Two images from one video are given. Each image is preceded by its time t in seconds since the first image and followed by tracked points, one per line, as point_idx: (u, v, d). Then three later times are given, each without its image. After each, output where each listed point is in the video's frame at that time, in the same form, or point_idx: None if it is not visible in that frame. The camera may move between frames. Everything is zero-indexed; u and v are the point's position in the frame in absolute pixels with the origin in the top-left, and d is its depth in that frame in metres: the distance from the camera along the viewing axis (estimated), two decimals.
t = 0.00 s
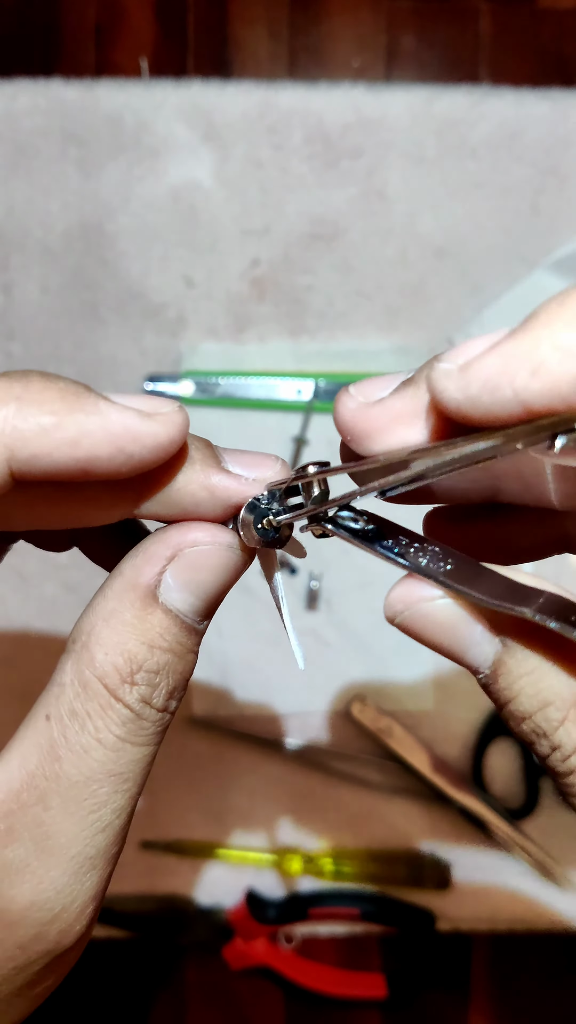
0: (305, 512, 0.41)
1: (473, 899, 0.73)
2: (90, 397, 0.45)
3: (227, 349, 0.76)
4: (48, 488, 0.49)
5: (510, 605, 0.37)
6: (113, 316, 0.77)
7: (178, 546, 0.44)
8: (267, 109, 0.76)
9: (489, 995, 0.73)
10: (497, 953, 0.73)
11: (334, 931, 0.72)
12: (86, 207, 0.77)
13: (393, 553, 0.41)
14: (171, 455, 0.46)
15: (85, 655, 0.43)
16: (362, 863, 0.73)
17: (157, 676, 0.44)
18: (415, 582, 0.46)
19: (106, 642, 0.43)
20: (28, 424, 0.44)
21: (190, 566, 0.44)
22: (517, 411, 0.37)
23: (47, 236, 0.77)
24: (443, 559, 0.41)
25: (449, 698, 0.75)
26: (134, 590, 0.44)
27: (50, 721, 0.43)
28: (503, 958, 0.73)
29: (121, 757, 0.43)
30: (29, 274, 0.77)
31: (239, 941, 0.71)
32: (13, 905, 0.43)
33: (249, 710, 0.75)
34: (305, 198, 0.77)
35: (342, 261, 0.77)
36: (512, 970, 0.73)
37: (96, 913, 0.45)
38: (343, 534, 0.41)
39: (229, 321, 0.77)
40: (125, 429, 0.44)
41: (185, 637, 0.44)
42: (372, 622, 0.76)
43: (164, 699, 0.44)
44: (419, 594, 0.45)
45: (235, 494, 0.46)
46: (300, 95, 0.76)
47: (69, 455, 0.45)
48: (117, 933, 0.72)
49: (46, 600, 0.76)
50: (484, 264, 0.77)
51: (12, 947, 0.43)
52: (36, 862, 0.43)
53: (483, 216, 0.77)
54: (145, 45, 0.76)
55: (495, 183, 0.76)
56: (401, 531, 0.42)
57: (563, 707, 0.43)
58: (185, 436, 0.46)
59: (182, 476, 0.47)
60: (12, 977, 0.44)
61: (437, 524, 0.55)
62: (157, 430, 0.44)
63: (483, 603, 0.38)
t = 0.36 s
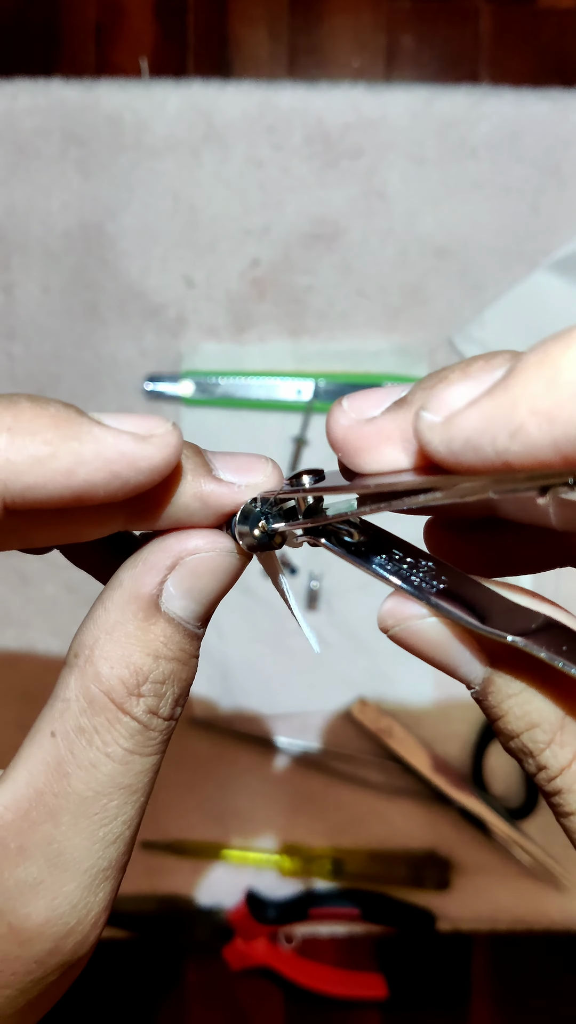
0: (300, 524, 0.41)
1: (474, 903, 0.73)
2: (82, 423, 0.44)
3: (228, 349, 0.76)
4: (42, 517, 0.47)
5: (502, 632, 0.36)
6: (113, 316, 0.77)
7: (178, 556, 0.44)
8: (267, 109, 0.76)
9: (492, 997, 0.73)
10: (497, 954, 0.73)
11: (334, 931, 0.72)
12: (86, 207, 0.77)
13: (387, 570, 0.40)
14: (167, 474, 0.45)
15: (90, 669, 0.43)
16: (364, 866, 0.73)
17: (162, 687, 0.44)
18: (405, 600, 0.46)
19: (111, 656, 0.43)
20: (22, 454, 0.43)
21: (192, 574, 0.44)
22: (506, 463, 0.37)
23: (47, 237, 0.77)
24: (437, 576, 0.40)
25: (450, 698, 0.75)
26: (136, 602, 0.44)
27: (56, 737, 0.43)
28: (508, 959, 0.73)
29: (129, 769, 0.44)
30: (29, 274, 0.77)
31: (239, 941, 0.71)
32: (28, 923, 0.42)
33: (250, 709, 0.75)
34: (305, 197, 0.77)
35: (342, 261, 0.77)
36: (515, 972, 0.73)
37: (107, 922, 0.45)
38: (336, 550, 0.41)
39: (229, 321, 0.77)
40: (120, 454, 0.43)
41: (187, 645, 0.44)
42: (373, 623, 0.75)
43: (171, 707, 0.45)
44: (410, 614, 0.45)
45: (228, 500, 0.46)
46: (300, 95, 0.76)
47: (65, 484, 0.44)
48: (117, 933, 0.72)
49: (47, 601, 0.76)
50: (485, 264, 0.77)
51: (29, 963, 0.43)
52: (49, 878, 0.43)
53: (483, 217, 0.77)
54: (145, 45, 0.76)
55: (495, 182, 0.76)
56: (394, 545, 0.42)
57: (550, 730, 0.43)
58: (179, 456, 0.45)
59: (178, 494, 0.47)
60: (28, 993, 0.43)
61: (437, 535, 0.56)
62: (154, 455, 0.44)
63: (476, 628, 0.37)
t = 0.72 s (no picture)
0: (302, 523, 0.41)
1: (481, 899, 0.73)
2: (91, 444, 0.44)
3: (227, 349, 0.76)
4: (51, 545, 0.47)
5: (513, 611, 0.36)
6: (113, 316, 0.77)
7: (185, 561, 0.44)
8: (267, 109, 0.76)
9: (489, 997, 0.73)
10: (497, 954, 0.73)
11: (333, 931, 0.72)
12: (86, 207, 0.77)
13: (392, 562, 0.40)
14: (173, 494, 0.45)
15: (99, 677, 0.43)
16: (365, 867, 0.73)
17: (170, 692, 0.44)
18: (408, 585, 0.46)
19: (120, 663, 0.43)
20: (30, 477, 0.43)
21: (198, 580, 0.44)
22: (508, 464, 0.37)
23: (47, 237, 0.77)
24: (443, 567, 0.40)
25: (450, 698, 0.75)
26: (143, 608, 0.44)
27: (67, 746, 0.43)
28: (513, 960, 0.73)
29: (141, 773, 0.44)
30: (29, 274, 0.77)
31: (239, 941, 0.71)
32: (46, 931, 0.42)
33: (249, 710, 0.75)
34: (305, 197, 0.77)
35: (342, 261, 0.77)
36: (516, 971, 0.73)
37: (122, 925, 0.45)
38: (342, 548, 0.41)
39: (229, 321, 0.77)
40: (129, 475, 0.43)
41: (193, 649, 0.45)
42: (372, 623, 0.75)
43: (179, 711, 0.45)
44: (412, 599, 0.46)
45: (232, 505, 0.45)
46: (300, 95, 0.76)
47: (76, 508, 0.43)
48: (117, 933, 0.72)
49: (46, 601, 0.76)
50: (485, 264, 0.77)
51: (48, 971, 0.43)
52: (65, 886, 0.43)
53: (484, 217, 0.77)
54: (145, 45, 0.76)
55: (495, 182, 0.76)
56: (399, 539, 0.42)
57: (556, 714, 0.42)
58: (187, 475, 0.45)
59: (186, 515, 0.45)
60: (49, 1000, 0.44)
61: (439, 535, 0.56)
62: (163, 475, 0.43)
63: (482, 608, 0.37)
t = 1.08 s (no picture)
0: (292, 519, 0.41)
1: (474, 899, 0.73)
2: (75, 431, 0.44)
3: (227, 348, 0.76)
4: (31, 526, 0.47)
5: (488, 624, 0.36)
6: (112, 316, 0.77)
7: (176, 550, 0.44)
8: (266, 109, 0.76)
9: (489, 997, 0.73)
10: (496, 953, 0.73)
11: (334, 931, 0.72)
12: (86, 206, 0.77)
13: (374, 562, 0.40)
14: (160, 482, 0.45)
15: (87, 665, 0.43)
16: (363, 866, 0.72)
17: (158, 681, 0.44)
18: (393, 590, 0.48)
19: (108, 651, 0.43)
20: (11, 463, 0.43)
21: (190, 569, 0.43)
22: (440, 475, 0.37)
23: (46, 236, 0.77)
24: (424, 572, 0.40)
25: (450, 698, 0.75)
26: (133, 597, 0.44)
27: (54, 734, 0.43)
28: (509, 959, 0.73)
29: (129, 763, 0.43)
30: (28, 274, 0.77)
31: (239, 941, 0.71)
32: (32, 922, 0.42)
33: (249, 709, 0.75)
34: (305, 197, 0.77)
35: (342, 261, 0.77)
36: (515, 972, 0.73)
37: (111, 917, 0.45)
38: (329, 542, 0.41)
39: (229, 321, 0.77)
40: (112, 464, 0.43)
41: (183, 638, 0.45)
42: (372, 622, 0.75)
43: (167, 700, 0.45)
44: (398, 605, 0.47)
45: (221, 496, 0.45)
46: (300, 95, 0.76)
47: (56, 492, 0.43)
48: (116, 933, 0.72)
49: (45, 600, 0.76)
50: (485, 264, 0.77)
51: (34, 962, 0.43)
52: (51, 876, 0.43)
53: (484, 217, 0.77)
54: (145, 45, 0.76)
55: (495, 182, 0.76)
56: (384, 538, 0.42)
57: (538, 716, 0.43)
58: (171, 465, 0.45)
59: (172, 498, 0.46)
60: (35, 992, 0.43)
61: (440, 536, 0.56)
62: (146, 464, 0.43)
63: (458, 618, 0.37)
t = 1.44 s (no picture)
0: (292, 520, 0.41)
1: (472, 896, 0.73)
2: (78, 435, 0.44)
3: (228, 349, 0.77)
4: (28, 530, 0.47)
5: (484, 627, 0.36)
6: (113, 316, 0.77)
7: (178, 549, 0.44)
8: (266, 109, 0.76)
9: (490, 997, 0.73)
10: (496, 954, 0.72)
11: (334, 931, 0.72)
12: (86, 207, 0.77)
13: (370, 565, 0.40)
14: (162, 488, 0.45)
15: (88, 664, 0.43)
16: (363, 866, 0.73)
17: (159, 681, 0.44)
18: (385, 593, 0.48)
19: (109, 650, 0.43)
20: (14, 465, 0.42)
21: (191, 568, 0.43)
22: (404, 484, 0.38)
23: (47, 237, 0.77)
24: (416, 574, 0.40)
25: (450, 698, 0.74)
26: (135, 596, 0.44)
27: (56, 733, 0.43)
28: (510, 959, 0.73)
29: (129, 762, 0.44)
30: (29, 274, 0.77)
31: (239, 941, 0.71)
32: (33, 922, 0.42)
33: (250, 709, 0.75)
34: (305, 198, 0.77)
35: (342, 261, 0.77)
36: (516, 973, 0.73)
37: (113, 918, 0.45)
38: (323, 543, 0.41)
39: (229, 321, 0.77)
40: (114, 469, 0.43)
41: (185, 638, 0.45)
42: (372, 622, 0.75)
43: (169, 700, 0.45)
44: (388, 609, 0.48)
45: (221, 497, 0.46)
46: (300, 95, 0.76)
47: (58, 496, 0.43)
48: (117, 933, 0.72)
49: (46, 600, 0.76)
50: (484, 264, 0.77)
51: (35, 962, 0.43)
52: (53, 876, 0.43)
53: (484, 217, 0.77)
54: (145, 45, 0.76)
55: (495, 182, 0.76)
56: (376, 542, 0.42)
57: (530, 716, 0.44)
58: (173, 471, 0.45)
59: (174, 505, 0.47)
60: (35, 992, 0.44)
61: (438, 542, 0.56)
62: (148, 470, 0.43)
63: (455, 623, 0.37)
